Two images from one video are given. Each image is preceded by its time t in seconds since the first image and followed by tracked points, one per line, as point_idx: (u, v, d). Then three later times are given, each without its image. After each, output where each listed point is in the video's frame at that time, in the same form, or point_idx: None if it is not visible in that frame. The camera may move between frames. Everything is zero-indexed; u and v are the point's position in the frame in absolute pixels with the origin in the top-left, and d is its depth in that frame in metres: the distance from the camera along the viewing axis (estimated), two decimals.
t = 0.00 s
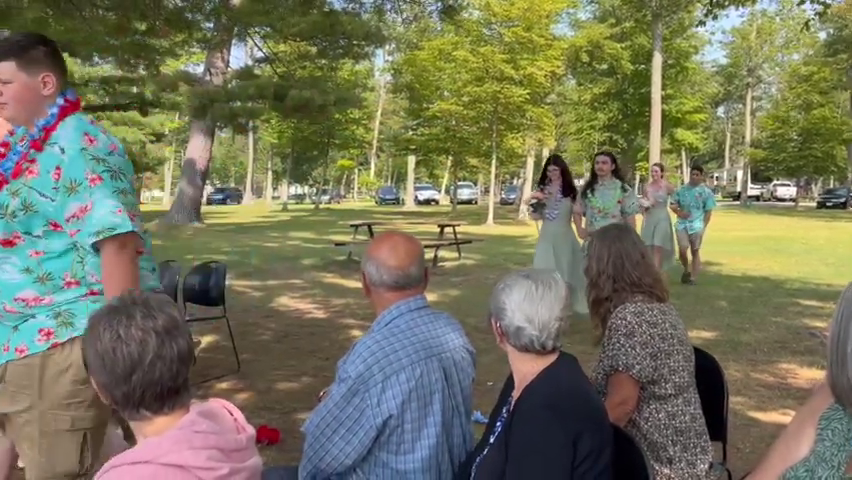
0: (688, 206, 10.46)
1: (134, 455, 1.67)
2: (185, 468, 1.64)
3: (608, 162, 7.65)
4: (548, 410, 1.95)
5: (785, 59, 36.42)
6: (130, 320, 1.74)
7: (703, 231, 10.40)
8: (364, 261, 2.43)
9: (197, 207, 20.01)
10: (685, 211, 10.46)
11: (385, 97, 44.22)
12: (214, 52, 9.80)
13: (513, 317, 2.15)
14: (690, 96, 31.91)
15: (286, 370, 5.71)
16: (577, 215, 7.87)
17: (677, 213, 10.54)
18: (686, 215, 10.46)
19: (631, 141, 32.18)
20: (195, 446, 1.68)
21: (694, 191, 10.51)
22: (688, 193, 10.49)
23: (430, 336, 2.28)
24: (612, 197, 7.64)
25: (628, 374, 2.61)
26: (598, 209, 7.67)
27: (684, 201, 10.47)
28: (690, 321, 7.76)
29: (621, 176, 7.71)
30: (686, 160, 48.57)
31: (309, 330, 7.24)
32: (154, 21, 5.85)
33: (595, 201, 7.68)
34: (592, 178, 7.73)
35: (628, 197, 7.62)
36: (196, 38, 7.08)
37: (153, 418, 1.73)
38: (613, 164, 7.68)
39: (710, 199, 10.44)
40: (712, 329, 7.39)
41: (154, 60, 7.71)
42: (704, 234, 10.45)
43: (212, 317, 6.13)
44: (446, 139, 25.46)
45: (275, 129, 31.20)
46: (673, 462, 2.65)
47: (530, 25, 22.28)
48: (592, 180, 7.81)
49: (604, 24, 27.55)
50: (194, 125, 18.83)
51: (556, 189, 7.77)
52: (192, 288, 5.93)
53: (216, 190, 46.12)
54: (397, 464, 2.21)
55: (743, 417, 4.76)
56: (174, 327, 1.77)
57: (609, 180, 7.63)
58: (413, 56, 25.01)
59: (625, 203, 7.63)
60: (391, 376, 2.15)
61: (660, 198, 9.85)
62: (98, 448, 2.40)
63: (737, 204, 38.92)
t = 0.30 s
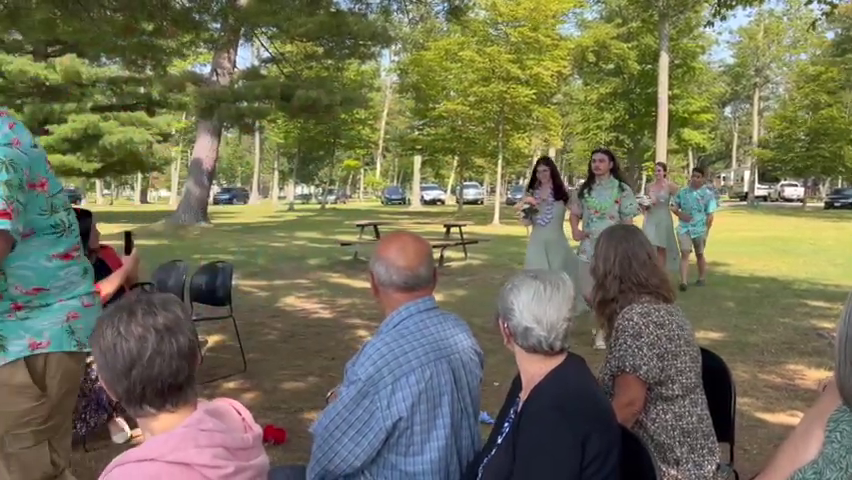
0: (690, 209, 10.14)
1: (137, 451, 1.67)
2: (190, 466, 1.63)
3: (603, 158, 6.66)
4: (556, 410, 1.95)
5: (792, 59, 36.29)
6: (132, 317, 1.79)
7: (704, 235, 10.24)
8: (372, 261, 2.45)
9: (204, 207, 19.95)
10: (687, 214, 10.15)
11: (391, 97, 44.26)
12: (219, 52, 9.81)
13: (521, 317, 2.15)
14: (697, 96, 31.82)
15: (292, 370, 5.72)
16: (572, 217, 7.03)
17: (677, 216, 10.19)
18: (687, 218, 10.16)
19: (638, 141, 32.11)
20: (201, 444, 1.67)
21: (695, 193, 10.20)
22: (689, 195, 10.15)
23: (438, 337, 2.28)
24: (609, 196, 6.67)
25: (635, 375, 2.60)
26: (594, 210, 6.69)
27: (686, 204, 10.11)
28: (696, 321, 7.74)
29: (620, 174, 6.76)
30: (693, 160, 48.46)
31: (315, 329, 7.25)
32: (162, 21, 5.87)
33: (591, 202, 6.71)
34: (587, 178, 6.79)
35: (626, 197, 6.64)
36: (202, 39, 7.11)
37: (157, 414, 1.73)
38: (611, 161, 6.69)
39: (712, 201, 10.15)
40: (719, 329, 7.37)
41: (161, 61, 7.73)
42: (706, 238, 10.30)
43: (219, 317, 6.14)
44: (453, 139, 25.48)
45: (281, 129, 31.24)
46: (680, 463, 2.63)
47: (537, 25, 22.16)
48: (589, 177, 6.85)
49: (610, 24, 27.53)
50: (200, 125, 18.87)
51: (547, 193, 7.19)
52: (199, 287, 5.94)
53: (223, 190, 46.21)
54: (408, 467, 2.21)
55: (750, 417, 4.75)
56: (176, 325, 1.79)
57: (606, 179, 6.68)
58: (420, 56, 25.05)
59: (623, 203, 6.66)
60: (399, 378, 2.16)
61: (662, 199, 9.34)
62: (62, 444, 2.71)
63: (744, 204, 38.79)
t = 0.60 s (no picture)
0: (685, 208, 9.75)
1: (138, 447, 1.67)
2: (190, 463, 1.62)
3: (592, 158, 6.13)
4: (559, 410, 1.95)
5: (796, 59, 36.24)
6: (133, 314, 1.83)
7: (702, 234, 9.79)
8: (375, 261, 2.46)
9: (207, 208, 19.95)
10: (682, 214, 9.78)
11: (394, 97, 44.31)
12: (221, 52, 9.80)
13: (526, 317, 2.16)
14: (700, 96, 31.76)
15: (295, 370, 5.73)
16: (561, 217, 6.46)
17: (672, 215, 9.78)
18: (682, 217, 9.79)
19: (640, 141, 32.10)
20: (201, 441, 1.66)
21: (690, 191, 9.80)
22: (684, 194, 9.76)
23: (442, 337, 2.29)
24: (601, 198, 6.17)
25: (638, 376, 2.60)
26: (587, 213, 6.22)
27: (681, 203, 9.72)
28: (699, 322, 7.74)
29: (612, 173, 6.27)
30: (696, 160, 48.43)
31: (318, 329, 7.26)
32: (165, 21, 5.88)
33: (582, 204, 6.24)
34: (578, 178, 6.30)
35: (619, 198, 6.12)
36: (207, 39, 7.13)
37: (159, 411, 1.74)
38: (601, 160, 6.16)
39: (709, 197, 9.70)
40: (722, 330, 7.37)
41: (165, 61, 7.75)
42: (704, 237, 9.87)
43: (222, 317, 6.13)
44: (455, 139, 25.51)
45: (284, 129, 31.32)
46: (683, 464, 2.63)
47: (540, 25, 22.23)
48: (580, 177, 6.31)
49: (614, 24, 27.52)
50: (203, 125, 18.90)
51: (535, 189, 6.32)
52: (202, 286, 5.96)
53: (226, 190, 46.30)
54: (412, 468, 2.21)
55: (753, 419, 4.74)
56: (177, 324, 1.82)
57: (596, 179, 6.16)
58: (422, 56, 25.03)
59: (616, 205, 6.14)
60: (403, 379, 2.15)
61: (658, 198, 9.09)
62: None
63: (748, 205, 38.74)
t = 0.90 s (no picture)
0: (679, 210, 9.46)
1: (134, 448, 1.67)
2: (186, 463, 1.62)
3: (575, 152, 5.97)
4: (558, 410, 1.95)
5: (796, 59, 36.28)
6: (129, 314, 1.83)
7: (695, 238, 9.43)
8: (374, 261, 2.46)
9: (207, 208, 19.93)
10: (675, 216, 9.48)
11: (394, 97, 44.31)
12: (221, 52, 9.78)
13: (526, 317, 2.15)
14: (700, 96, 31.77)
15: (294, 370, 5.72)
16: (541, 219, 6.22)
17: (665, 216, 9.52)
18: (674, 220, 9.49)
19: (640, 141, 32.13)
20: (197, 441, 1.66)
21: (685, 193, 9.48)
22: (677, 196, 9.47)
23: (441, 337, 2.28)
24: (585, 193, 6.01)
25: (637, 376, 2.60)
26: (569, 209, 6.03)
27: (673, 206, 9.43)
28: (698, 322, 7.74)
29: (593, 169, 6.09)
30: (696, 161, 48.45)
31: (317, 329, 7.26)
32: (165, 21, 5.89)
33: (564, 200, 6.07)
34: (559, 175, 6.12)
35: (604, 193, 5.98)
36: (206, 39, 7.13)
37: (155, 411, 1.74)
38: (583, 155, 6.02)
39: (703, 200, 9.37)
40: (721, 330, 7.37)
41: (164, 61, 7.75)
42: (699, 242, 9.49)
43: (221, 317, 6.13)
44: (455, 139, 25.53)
45: (284, 129, 31.32)
46: (682, 464, 2.63)
47: (540, 25, 22.23)
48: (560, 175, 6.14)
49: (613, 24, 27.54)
50: (202, 125, 18.93)
51: (516, 189, 6.19)
52: (201, 287, 5.95)
53: (226, 190, 46.28)
54: (410, 469, 2.21)
55: (753, 419, 4.74)
56: (173, 323, 1.82)
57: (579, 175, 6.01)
58: (422, 56, 25.00)
59: (600, 200, 6.00)
60: (402, 379, 2.15)
61: (651, 199, 9.16)
62: None
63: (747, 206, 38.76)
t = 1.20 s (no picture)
0: (670, 211, 9.45)
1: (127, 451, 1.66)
2: (180, 466, 1.62)
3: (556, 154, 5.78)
4: (551, 412, 1.95)
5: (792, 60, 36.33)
6: (122, 317, 1.82)
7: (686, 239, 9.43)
8: (369, 262, 2.46)
9: (204, 207, 19.91)
10: (666, 217, 9.46)
11: (391, 97, 44.30)
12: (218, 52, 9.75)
13: (518, 319, 2.16)
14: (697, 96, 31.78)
15: (290, 371, 5.72)
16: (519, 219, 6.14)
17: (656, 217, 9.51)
18: (665, 221, 9.48)
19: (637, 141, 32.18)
20: (191, 445, 1.66)
21: (677, 193, 9.47)
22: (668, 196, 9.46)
23: (435, 340, 2.28)
24: (564, 198, 5.85)
25: (631, 378, 2.60)
26: (546, 214, 5.91)
27: (664, 206, 9.43)
28: (694, 322, 7.74)
29: (575, 171, 5.90)
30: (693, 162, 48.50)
31: (314, 330, 7.25)
32: (161, 21, 5.93)
33: (542, 204, 5.93)
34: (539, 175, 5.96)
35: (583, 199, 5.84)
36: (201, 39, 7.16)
37: (148, 414, 1.74)
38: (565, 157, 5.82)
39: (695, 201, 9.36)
40: (717, 330, 7.38)
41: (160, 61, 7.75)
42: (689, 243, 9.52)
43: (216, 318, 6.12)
44: (453, 139, 25.54)
45: (281, 128, 31.27)
46: (676, 466, 2.63)
47: (537, 25, 22.24)
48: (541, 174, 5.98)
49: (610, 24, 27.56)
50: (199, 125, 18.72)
51: (497, 189, 6.11)
52: (197, 287, 5.95)
53: (223, 190, 46.24)
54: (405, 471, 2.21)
55: (748, 420, 4.75)
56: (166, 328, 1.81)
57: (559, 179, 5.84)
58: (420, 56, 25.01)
59: (579, 206, 5.85)
60: (397, 381, 2.15)
61: (643, 199, 9.12)
62: None
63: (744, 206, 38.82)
